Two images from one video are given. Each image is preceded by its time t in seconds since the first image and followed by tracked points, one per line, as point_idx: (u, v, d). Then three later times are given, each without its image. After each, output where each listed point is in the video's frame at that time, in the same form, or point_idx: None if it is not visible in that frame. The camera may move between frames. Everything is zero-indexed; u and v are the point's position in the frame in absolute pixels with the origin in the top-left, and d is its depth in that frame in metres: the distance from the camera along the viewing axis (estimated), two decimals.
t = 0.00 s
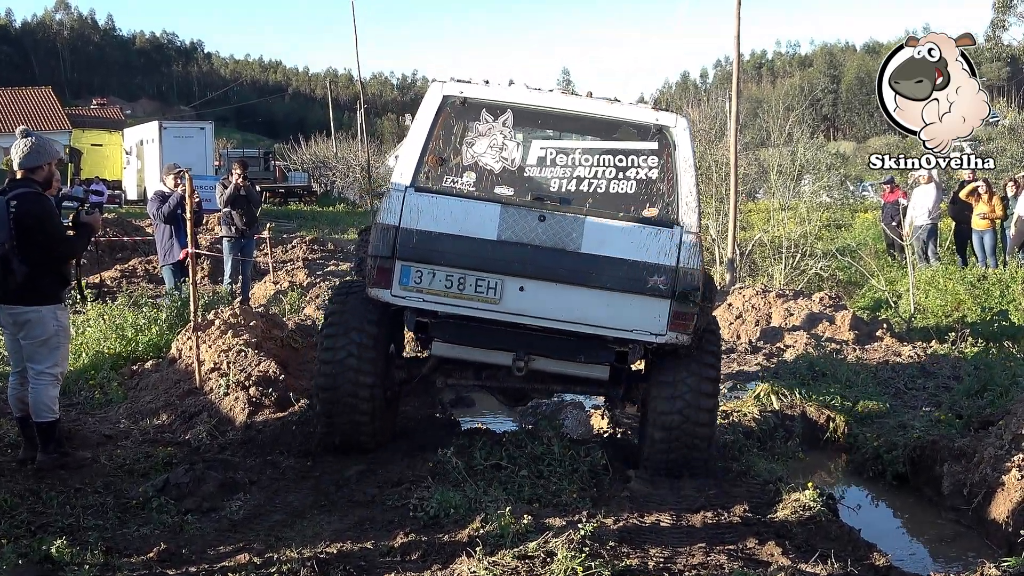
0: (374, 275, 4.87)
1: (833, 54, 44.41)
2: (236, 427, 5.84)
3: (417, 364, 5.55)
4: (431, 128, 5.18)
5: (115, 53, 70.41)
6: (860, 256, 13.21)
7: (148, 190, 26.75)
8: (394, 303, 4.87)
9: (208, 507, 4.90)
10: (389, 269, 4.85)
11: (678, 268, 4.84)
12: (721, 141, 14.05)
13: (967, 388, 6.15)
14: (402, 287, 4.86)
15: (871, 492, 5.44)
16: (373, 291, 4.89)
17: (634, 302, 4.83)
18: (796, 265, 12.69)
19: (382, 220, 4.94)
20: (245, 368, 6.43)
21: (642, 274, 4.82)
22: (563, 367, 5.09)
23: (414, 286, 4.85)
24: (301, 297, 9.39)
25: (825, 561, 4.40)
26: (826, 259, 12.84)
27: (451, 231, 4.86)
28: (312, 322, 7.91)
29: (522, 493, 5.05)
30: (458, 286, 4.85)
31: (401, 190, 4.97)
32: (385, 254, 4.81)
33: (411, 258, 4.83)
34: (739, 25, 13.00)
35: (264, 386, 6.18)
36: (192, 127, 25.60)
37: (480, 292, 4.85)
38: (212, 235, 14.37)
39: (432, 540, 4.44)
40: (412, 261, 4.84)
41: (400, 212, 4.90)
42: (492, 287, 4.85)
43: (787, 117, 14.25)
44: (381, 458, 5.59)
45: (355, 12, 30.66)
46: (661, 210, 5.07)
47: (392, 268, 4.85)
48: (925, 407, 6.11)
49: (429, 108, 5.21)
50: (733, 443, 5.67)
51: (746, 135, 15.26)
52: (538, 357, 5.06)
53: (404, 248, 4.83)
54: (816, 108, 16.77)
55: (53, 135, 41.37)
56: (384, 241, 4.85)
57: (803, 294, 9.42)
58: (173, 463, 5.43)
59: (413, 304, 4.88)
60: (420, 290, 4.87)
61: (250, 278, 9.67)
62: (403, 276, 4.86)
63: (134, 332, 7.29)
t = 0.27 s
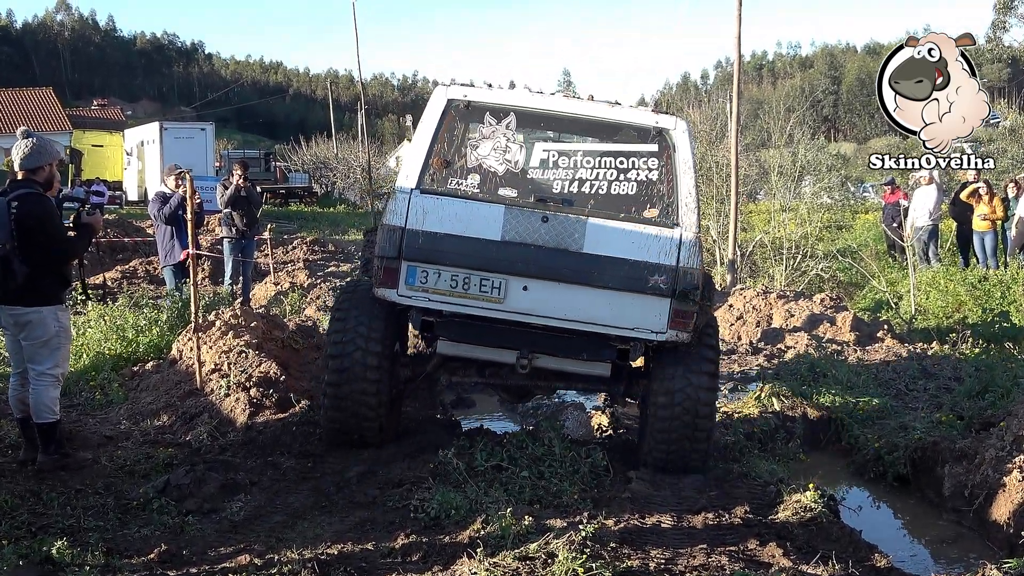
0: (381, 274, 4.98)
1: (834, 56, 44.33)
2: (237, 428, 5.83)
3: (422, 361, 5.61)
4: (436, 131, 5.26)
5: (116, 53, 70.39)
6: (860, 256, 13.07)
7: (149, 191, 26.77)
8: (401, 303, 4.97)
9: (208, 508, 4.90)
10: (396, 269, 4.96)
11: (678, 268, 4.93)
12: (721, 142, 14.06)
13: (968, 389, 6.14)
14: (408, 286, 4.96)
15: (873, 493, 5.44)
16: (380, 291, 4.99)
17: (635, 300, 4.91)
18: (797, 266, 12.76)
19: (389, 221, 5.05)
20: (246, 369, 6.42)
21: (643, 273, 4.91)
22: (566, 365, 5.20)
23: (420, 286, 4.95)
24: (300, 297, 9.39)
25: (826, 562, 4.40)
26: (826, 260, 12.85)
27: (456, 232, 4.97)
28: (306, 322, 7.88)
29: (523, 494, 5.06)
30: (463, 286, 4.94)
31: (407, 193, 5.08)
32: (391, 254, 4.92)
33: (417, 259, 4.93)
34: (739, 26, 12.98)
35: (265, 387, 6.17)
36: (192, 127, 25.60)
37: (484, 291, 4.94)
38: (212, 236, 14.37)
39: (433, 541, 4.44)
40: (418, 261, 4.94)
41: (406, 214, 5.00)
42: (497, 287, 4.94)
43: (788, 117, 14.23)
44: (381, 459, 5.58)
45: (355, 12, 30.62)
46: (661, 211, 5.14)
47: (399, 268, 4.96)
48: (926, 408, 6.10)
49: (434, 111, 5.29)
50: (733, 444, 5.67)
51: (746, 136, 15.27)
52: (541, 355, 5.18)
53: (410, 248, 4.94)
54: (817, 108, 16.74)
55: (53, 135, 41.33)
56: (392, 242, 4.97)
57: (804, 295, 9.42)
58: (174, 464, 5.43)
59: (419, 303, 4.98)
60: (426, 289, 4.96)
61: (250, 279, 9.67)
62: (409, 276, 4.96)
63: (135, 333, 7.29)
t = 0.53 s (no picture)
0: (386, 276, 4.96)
1: (838, 56, 44.23)
2: (235, 429, 5.79)
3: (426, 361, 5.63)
4: (439, 135, 5.29)
5: (116, 53, 70.28)
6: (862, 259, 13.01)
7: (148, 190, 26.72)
8: (406, 303, 4.96)
9: (206, 509, 4.87)
10: (401, 271, 4.95)
11: (677, 267, 4.94)
12: (723, 142, 14.03)
13: (971, 392, 6.09)
14: (413, 287, 4.95)
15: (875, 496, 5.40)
16: (385, 292, 4.98)
17: (636, 300, 4.92)
18: (798, 266, 12.87)
19: (393, 224, 5.04)
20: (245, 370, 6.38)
21: (643, 273, 4.92)
22: (568, 362, 5.24)
23: (425, 287, 4.94)
24: (298, 298, 9.38)
25: (828, 566, 4.37)
26: (829, 263, 12.82)
27: (460, 234, 4.96)
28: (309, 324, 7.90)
29: (523, 496, 5.02)
30: (468, 286, 4.93)
31: (411, 196, 5.07)
32: (397, 255, 4.90)
33: (422, 260, 4.92)
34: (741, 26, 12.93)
35: (263, 388, 6.13)
36: (192, 128, 25.65)
37: (488, 291, 4.93)
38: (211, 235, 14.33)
39: (432, 543, 4.41)
40: (423, 262, 4.92)
41: (411, 216, 4.99)
42: (500, 287, 4.93)
43: (791, 116, 14.18)
44: (381, 461, 5.55)
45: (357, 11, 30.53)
46: (660, 212, 5.19)
47: (404, 269, 4.94)
48: (929, 410, 6.06)
49: (437, 116, 5.32)
50: (735, 446, 5.63)
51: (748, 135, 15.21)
52: (543, 353, 5.22)
53: (415, 250, 4.93)
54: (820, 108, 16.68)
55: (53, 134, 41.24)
56: (396, 244, 4.95)
57: (807, 296, 9.39)
58: (172, 465, 5.40)
59: (424, 304, 4.97)
60: (430, 290, 4.95)
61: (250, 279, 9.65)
62: (414, 277, 4.95)
63: (133, 333, 7.26)
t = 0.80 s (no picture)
0: (390, 273, 5.01)
1: (846, 49, 43.84)
2: (226, 435, 5.57)
3: (429, 359, 5.62)
4: (442, 131, 5.28)
5: (111, 50, 69.74)
6: (875, 257, 12.78)
7: (138, 188, 26.26)
8: (411, 300, 5.01)
9: (196, 518, 4.68)
10: (406, 267, 4.99)
11: (681, 262, 4.95)
12: (730, 137, 13.76)
13: (986, 396, 5.90)
14: (418, 284, 5.00)
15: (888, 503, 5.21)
16: (390, 289, 5.02)
17: (640, 294, 4.94)
18: (809, 266, 12.63)
19: (397, 221, 5.08)
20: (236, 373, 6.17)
21: (647, 267, 4.93)
22: (574, 359, 5.23)
23: (429, 284, 4.99)
24: (291, 299, 9.20)
25: None
26: (843, 261, 12.58)
27: (463, 231, 5.00)
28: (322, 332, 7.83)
29: (524, 504, 4.84)
30: (472, 282, 4.97)
31: (415, 193, 5.11)
32: (402, 253, 4.95)
33: (426, 257, 4.97)
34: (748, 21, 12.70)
35: (255, 393, 5.93)
36: (180, 120, 24.13)
37: (492, 287, 4.98)
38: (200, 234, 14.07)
39: (430, 553, 4.23)
40: (428, 259, 4.97)
41: (415, 213, 5.03)
42: (504, 283, 4.97)
43: (799, 111, 13.95)
44: (377, 467, 5.37)
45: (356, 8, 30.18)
46: (663, 207, 5.15)
47: (408, 266, 4.99)
48: (943, 415, 5.86)
49: (438, 113, 5.32)
50: (743, 452, 5.44)
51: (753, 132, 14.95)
52: (549, 349, 5.20)
53: (419, 247, 4.98)
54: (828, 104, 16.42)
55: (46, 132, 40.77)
56: (401, 241, 5.01)
57: (818, 296, 9.23)
58: (161, 472, 5.20)
59: (429, 301, 5.01)
60: (435, 287, 5.00)
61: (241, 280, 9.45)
62: (419, 274, 5.00)
63: (121, 335, 7.05)
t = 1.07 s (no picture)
0: (394, 272, 4.88)
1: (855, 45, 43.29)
2: (215, 441, 5.35)
3: (432, 357, 5.48)
4: (445, 127, 5.12)
5: (106, 46, 69.11)
6: (891, 256, 12.64)
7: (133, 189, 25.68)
8: (415, 299, 4.88)
9: (184, 527, 4.46)
10: (410, 266, 4.86)
11: (690, 258, 4.86)
12: (740, 131, 13.41)
13: (1007, 401, 5.64)
14: (423, 283, 4.87)
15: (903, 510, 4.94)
16: (394, 288, 4.89)
17: (648, 291, 4.86)
18: (820, 265, 12.51)
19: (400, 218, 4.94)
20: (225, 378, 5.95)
21: (655, 263, 4.85)
22: (580, 357, 5.15)
23: (434, 282, 4.85)
24: (282, 299, 8.99)
25: None
26: (856, 259, 12.35)
27: (469, 228, 4.86)
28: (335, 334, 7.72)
29: (525, 513, 4.62)
30: (478, 280, 4.85)
31: (418, 190, 4.96)
32: (406, 251, 4.82)
33: (431, 255, 4.84)
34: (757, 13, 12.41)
35: (245, 397, 5.71)
36: (168, 115, 23.04)
37: (498, 285, 4.86)
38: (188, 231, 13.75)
39: (427, 564, 4.01)
40: (432, 257, 4.84)
41: (419, 210, 4.88)
42: (510, 280, 4.86)
43: (811, 104, 13.64)
44: (371, 475, 5.15)
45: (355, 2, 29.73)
46: (670, 203, 5.03)
47: (412, 264, 4.86)
48: (961, 420, 5.61)
49: (440, 109, 5.16)
50: (752, 459, 5.21)
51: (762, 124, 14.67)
52: (555, 348, 5.12)
53: (423, 245, 4.84)
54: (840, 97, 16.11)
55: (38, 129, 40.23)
56: (404, 239, 4.85)
57: (831, 297, 9.04)
58: (148, 479, 4.97)
59: (434, 300, 4.88)
60: (440, 285, 4.87)
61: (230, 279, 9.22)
62: (423, 272, 4.87)
63: (105, 338, 6.83)
